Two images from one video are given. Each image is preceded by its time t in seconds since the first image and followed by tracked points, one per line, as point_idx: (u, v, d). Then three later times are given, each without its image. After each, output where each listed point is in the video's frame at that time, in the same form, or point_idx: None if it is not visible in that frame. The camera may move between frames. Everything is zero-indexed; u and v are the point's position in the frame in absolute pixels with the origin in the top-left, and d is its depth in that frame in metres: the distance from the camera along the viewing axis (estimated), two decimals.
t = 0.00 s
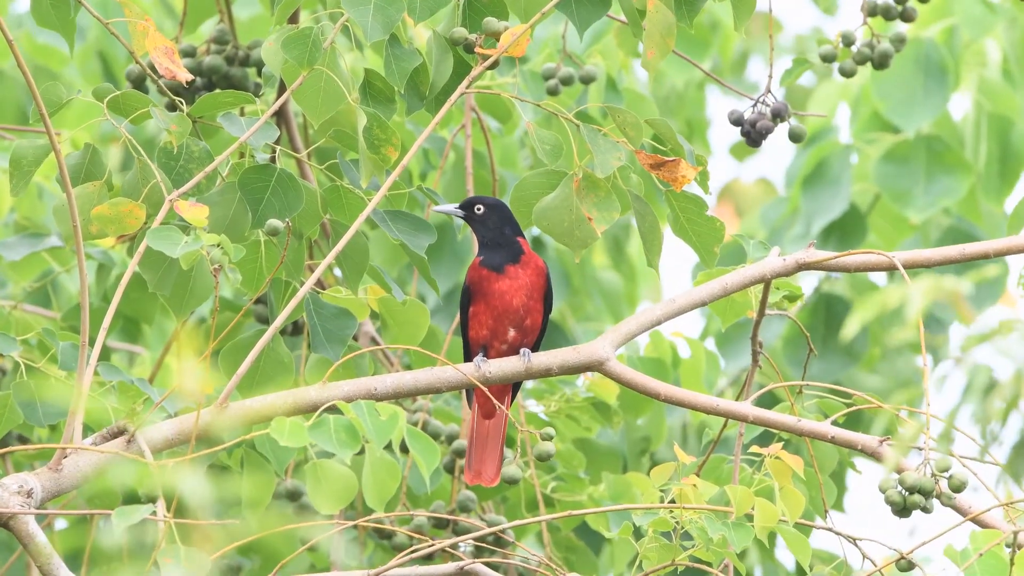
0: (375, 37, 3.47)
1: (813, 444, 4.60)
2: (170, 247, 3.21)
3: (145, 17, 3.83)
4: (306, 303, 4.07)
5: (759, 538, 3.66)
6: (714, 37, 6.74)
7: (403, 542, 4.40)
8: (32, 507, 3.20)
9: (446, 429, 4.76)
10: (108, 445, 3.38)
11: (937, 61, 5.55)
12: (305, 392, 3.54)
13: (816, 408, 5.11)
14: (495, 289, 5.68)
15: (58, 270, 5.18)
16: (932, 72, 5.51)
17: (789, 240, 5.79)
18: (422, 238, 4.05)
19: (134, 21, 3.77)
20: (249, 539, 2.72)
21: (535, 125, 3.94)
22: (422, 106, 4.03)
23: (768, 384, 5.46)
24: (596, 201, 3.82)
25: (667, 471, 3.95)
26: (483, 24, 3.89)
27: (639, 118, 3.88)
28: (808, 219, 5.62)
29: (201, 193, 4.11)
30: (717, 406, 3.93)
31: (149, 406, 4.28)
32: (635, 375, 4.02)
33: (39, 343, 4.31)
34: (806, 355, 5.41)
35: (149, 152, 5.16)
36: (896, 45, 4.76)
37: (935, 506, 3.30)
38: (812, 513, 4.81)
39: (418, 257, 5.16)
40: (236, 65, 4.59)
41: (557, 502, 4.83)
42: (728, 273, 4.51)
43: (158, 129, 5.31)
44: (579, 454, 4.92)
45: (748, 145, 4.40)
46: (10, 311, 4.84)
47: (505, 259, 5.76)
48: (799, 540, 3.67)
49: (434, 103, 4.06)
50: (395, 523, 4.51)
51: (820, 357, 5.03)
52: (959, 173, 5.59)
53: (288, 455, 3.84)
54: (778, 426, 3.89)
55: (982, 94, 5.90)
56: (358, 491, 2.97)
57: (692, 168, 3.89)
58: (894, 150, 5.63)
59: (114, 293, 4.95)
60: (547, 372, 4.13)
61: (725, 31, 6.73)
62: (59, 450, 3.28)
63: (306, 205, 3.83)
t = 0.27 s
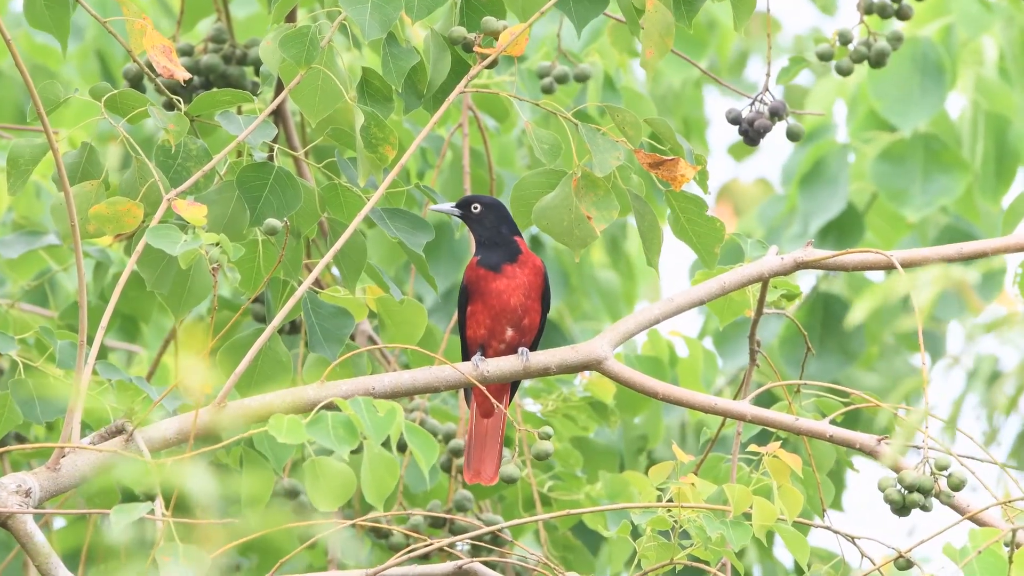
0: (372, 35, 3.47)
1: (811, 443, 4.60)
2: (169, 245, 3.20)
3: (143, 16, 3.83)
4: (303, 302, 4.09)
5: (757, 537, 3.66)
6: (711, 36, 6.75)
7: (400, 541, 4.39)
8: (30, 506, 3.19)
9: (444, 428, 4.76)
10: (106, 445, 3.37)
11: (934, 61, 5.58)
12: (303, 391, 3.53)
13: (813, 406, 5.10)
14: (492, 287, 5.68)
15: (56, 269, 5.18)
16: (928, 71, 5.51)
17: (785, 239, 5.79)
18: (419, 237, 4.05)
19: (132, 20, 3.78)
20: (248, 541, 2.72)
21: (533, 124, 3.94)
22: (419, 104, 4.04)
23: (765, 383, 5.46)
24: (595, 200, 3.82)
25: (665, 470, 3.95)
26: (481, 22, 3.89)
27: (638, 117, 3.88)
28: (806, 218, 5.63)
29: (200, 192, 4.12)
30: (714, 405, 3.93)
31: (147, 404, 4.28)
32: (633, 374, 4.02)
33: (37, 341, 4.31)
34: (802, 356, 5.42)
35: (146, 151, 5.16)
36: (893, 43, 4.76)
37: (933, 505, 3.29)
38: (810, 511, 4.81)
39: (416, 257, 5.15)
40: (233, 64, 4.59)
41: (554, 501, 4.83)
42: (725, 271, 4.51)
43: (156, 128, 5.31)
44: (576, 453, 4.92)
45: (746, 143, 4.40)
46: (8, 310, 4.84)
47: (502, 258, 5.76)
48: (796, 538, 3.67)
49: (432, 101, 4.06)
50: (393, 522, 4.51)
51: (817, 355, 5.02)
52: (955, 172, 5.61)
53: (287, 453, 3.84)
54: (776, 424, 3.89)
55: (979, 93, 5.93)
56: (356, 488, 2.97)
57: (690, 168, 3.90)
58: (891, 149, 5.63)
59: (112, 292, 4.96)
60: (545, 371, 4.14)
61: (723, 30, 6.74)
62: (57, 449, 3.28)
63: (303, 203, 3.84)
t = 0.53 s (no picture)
0: (370, 34, 3.47)
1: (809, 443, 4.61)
2: (167, 245, 3.20)
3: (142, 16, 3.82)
4: (303, 302, 4.12)
5: (756, 536, 3.66)
6: (709, 34, 6.74)
7: (399, 540, 4.39)
8: (29, 506, 3.19)
9: (443, 428, 4.76)
10: (105, 444, 3.37)
11: (931, 58, 5.57)
12: (301, 391, 3.52)
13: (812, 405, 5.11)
14: (489, 287, 5.70)
15: (54, 268, 5.18)
16: (925, 70, 5.52)
17: (783, 238, 5.79)
18: (418, 236, 4.05)
19: (130, 19, 3.77)
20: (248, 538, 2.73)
21: (531, 123, 3.94)
22: (417, 103, 4.03)
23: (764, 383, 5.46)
24: (593, 200, 3.82)
25: (665, 469, 3.95)
26: (480, 22, 3.89)
27: (636, 116, 3.86)
28: (804, 218, 5.63)
29: (198, 192, 4.12)
30: (713, 405, 3.93)
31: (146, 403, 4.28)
32: (632, 374, 4.02)
33: (36, 341, 4.31)
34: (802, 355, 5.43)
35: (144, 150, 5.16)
36: (892, 42, 4.76)
37: (931, 505, 3.28)
38: (808, 510, 4.81)
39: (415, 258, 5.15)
40: (232, 64, 4.58)
41: (553, 501, 4.83)
42: (724, 270, 4.51)
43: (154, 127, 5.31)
44: (574, 453, 4.92)
45: (744, 143, 4.41)
46: (6, 309, 4.84)
47: (499, 258, 5.78)
48: (795, 537, 3.68)
49: (430, 100, 4.06)
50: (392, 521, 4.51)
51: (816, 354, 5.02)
52: (952, 171, 5.62)
53: (288, 450, 3.85)
54: (775, 424, 3.89)
55: (976, 92, 5.99)
56: (356, 486, 2.98)
57: (689, 167, 3.90)
58: (888, 148, 5.63)
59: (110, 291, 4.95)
60: (544, 371, 4.14)
61: (721, 29, 6.74)
62: (56, 449, 3.28)
63: (302, 202, 3.85)
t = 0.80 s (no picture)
0: (369, 34, 3.46)
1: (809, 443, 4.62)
2: (166, 245, 3.20)
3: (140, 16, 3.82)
4: (301, 301, 4.10)
5: (756, 536, 3.67)
6: (706, 33, 6.75)
7: (399, 540, 4.39)
8: (29, 506, 3.18)
9: (443, 428, 4.76)
10: (104, 444, 3.37)
11: (926, 57, 5.57)
12: (301, 390, 3.52)
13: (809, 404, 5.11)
14: (488, 287, 5.69)
15: (53, 268, 5.18)
16: (921, 69, 5.52)
17: (780, 237, 5.80)
18: (418, 234, 4.05)
19: (129, 19, 3.77)
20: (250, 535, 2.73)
21: (530, 123, 3.94)
22: (416, 102, 4.03)
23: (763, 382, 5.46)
24: (592, 199, 3.83)
25: (664, 469, 3.95)
26: (479, 21, 3.89)
27: (634, 116, 3.85)
28: (801, 217, 5.63)
29: (197, 192, 4.11)
30: (712, 404, 3.93)
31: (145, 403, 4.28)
32: (631, 374, 4.02)
33: (35, 341, 4.30)
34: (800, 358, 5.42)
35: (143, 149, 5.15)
36: (891, 42, 4.77)
37: (931, 504, 3.28)
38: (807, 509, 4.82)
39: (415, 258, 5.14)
40: (231, 64, 4.58)
41: (553, 501, 4.83)
42: (723, 270, 4.52)
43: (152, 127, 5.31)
44: (574, 453, 4.93)
45: (743, 143, 4.41)
46: (4, 309, 4.84)
47: (498, 258, 5.78)
48: (795, 536, 3.69)
49: (428, 99, 4.05)
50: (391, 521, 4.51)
51: (815, 353, 5.03)
52: (950, 169, 5.63)
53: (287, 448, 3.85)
54: (774, 424, 3.90)
55: (973, 90, 5.93)
56: (356, 483, 2.98)
57: (688, 166, 3.90)
58: (885, 147, 5.64)
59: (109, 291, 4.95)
60: (543, 371, 4.15)
61: (718, 28, 6.74)
62: (55, 449, 3.28)
63: (301, 203, 3.86)
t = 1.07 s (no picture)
0: (368, 34, 3.46)
1: (809, 443, 4.62)
2: (166, 245, 3.20)
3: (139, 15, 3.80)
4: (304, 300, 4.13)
5: (756, 535, 3.66)
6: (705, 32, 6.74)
7: (399, 540, 4.40)
8: (29, 506, 3.18)
9: (443, 428, 4.76)
10: (104, 444, 3.37)
11: (923, 56, 5.56)
12: (301, 390, 3.49)
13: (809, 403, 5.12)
14: (488, 287, 5.69)
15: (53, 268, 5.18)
16: (917, 68, 5.51)
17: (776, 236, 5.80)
18: (419, 231, 4.05)
19: (129, 18, 3.76)
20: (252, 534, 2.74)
21: (530, 123, 3.93)
22: (416, 102, 4.03)
23: (762, 382, 5.46)
24: (592, 199, 3.82)
25: (664, 469, 3.95)
26: (478, 21, 3.89)
27: (635, 116, 3.85)
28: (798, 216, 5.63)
29: (197, 190, 4.10)
30: (713, 404, 3.93)
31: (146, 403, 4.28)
32: (632, 373, 4.02)
33: (36, 340, 4.31)
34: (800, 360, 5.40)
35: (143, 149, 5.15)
36: (892, 42, 4.77)
37: (931, 504, 3.28)
38: (807, 509, 4.82)
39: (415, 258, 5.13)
40: (232, 64, 4.58)
41: (553, 501, 4.83)
42: (723, 270, 4.52)
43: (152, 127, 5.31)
44: (575, 453, 4.93)
45: (743, 143, 4.41)
46: (5, 309, 4.84)
47: (499, 258, 5.78)
48: (795, 536, 3.68)
49: (428, 99, 4.05)
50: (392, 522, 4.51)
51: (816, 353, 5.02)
52: (947, 168, 5.61)
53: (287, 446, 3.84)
54: (774, 423, 3.89)
55: (969, 88, 5.93)
56: (356, 482, 2.98)
57: (688, 166, 3.90)
58: (882, 146, 5.65)
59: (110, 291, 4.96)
60: (543, 371, 4.15)
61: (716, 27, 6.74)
62: (55, 449, 3.28)
63: (302, 201, 3.85)
